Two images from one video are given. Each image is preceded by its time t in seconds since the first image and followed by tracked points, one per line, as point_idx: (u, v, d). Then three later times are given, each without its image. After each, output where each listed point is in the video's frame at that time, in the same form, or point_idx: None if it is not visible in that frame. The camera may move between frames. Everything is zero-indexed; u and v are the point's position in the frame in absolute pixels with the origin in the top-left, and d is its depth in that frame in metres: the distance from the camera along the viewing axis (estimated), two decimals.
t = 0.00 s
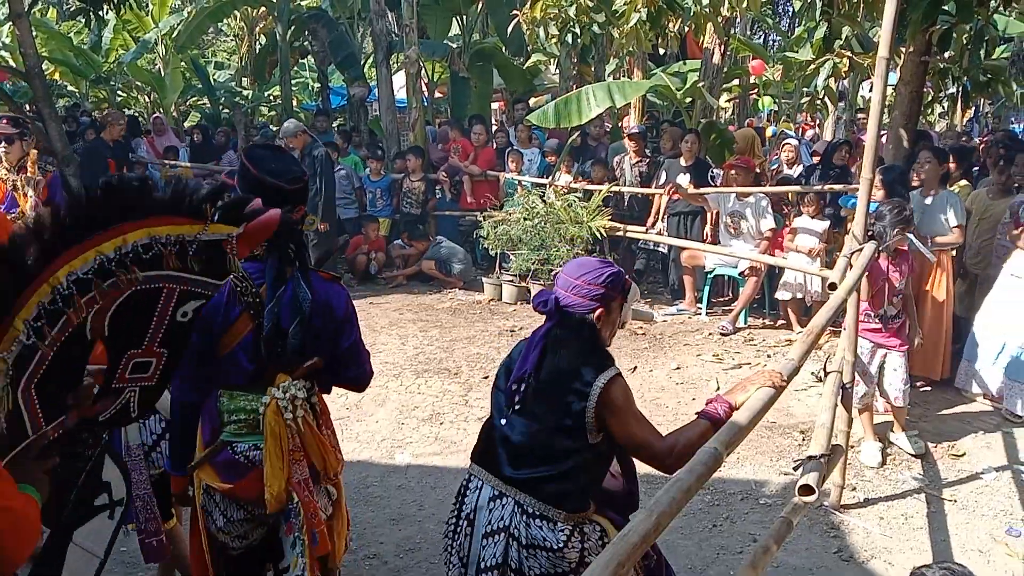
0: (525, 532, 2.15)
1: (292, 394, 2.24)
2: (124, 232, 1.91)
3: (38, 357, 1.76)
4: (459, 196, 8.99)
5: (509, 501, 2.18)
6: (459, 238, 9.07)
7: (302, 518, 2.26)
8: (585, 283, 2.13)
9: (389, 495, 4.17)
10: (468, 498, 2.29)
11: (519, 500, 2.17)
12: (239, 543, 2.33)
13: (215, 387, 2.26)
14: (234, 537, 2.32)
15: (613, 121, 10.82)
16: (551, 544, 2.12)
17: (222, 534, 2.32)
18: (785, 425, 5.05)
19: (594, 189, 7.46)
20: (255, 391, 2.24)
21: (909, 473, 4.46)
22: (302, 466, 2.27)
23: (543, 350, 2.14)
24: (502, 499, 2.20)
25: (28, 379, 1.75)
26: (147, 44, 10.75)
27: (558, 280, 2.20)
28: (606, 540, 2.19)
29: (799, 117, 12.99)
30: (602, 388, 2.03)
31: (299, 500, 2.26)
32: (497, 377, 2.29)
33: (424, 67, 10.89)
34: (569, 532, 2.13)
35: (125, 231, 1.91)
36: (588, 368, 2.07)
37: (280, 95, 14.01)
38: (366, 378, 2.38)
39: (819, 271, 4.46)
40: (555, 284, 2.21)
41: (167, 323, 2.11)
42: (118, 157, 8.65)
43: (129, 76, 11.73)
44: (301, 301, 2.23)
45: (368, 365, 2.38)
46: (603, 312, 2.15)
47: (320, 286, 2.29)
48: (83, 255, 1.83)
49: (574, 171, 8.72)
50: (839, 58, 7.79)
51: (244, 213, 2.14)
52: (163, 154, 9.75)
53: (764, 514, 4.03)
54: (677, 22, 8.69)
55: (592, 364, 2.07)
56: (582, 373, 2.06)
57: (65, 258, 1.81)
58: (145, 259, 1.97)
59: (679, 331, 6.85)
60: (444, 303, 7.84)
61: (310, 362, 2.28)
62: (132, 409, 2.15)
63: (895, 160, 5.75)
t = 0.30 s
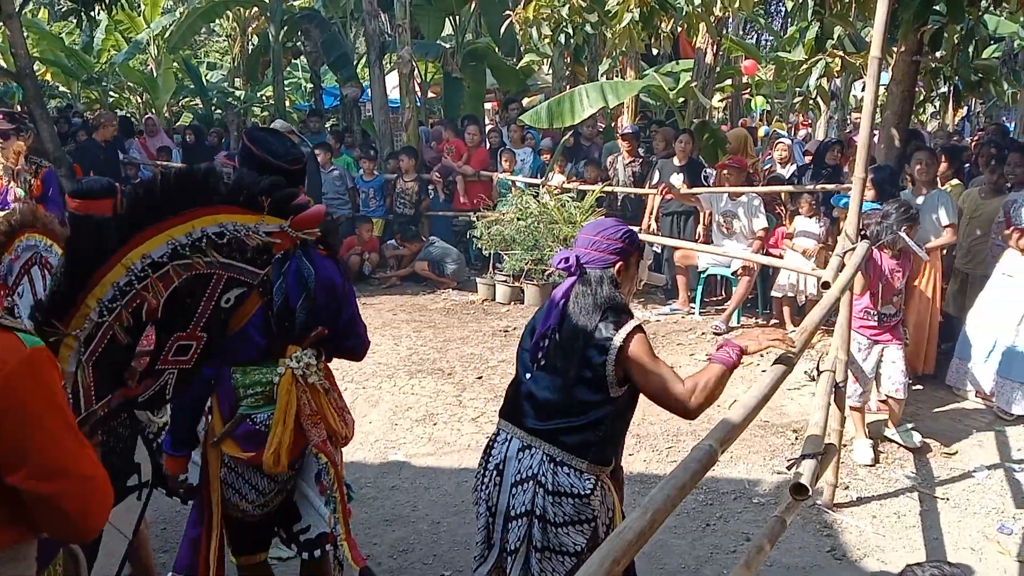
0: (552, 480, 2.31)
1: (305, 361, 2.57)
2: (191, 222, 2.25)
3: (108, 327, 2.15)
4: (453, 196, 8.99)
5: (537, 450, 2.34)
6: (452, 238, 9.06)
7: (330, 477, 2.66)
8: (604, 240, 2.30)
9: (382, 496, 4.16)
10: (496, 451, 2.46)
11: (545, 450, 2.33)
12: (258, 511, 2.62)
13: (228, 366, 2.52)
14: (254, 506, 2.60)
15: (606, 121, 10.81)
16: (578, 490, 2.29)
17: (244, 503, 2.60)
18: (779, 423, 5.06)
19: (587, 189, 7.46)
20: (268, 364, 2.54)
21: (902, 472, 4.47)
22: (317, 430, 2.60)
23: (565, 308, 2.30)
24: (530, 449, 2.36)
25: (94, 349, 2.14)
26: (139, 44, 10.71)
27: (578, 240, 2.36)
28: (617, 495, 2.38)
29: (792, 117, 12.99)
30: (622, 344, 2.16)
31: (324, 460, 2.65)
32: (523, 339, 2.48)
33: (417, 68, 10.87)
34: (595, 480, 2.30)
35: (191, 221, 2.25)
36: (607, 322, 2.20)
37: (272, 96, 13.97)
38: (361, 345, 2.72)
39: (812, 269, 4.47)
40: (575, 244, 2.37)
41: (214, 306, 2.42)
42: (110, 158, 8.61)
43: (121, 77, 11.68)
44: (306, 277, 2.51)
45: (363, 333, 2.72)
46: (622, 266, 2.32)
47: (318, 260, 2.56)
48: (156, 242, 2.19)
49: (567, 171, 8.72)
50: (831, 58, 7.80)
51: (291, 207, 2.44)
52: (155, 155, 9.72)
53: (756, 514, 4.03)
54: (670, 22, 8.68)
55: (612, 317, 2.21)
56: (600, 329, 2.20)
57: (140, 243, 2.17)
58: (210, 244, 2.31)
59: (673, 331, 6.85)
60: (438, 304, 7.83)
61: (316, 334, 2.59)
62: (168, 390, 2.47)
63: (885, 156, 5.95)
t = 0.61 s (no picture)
0: (549, 489, 2.29)
1: (298, 363, 2.62)
2: (193, 229, 2.41)
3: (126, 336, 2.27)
4: (446, 197, 8.98)
5: (535, 459, 2.33)
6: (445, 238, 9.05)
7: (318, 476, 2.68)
8: (610, 262, 2.27)
9: (374, 497, 4.15)
10: (496, 458, 2.44)
11: (541, 459, 2.32)
12: (246, 508, 2.62)
13: (226, 365, 2.58)
14: (243, 503, 2.61)
15: (599, 121, 10.83)
16: (573, 499, 2.27)
17: (231, 501, 2.60)
18: (771, 423, 5.07)
19: (581, 189, 7.46)
20: (262, 365, 2.57)
21: (894, 472, 4.48)
22: (308, 429, 2.64)
23: (570, 325, 2.27)
24: (528, 457, 2.34)
25: (116, 359, 2.25)
26: (131, 44, 10.67)
27: (586, 258, 2.32)
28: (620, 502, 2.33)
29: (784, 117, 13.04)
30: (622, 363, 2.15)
31: (314, 457, 2.68)
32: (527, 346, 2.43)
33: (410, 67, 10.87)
34: (589, 490, 2.26)
35: (191, 229, 2.41)
36: (611, 341, 2.18)
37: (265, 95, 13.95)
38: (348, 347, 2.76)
39: (805, 269, 4.46)
40: (583, 261, 2.33)
41: (234, 310, 2.55)
42: (101, 158, 8.58)
43: (113, 77, 11.65)
44: (300, 282, 2.60)
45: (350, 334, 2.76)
46: (628, 290, 2.30)
47: (309, 265, 2.65)
48: (162, 251, 2.35)
49: (560, 171, 8.73)
50: (823, 59, 7.83)
51: (286, 207, 2.60)
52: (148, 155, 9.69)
53: (750, 514, 4.03)
54: (663, 22, 8.70)
55: (615, 337, 2.19)
56: (604, 348, 2.18)
57: (148, 254, 2.32)
58: (211, 250, 2.47)
59: (666, 331, 6.86)
60: (431, 304, 7.82)
61: (308, 336, 2.66)
62: (191, 397, 2.60)
63: (876, 158, 6.01)
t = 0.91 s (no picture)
0: (571, 445, 2.45)
1: (292, 335, 2.66)
2: (238, 210, 2.42)
3: (168, 307, 2.33)
4: (437, 196, 8.97)
5: (556, 418, 2.48)
6: (437, 238, 9.04)
7: (323, 438, 2.73)
8: (622, 235, 2.41)
9: (366, 496, 4.15)
10: (515, 420, 2.58)
11: (561, 419, 2.47)
12: (250, 478, 2.62)
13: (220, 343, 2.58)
14: (248, 473, 2.60)
15: (590, 121, 10.81)
16: (593, 454, 2.44)
17: (237, 471, 2.59)
18: (762, 421, 5.09)
19: (572, 189, 7.46)
20: (259, 340, 2.60)
21: (885, 469, 4.50)
22: (307, 397, 2.70)
23: (582, 292, 2.44)
24: (548, 418, 2.49)
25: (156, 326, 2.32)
26: (120, 43, 10.62)
27: (597, 230, 2.48)
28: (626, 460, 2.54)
29: (774, 117, 13.05)
30: (635, 328, 2.32)
31: (315, 423, 2.72)
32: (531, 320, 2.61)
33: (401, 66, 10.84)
34: (608, 445, 2.46)
35: (236, 210, 2.41)
36: (624, 309, 2.36)
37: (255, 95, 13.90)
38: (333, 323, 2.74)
39: (795, 267, 4.47)
40: (594, 233, 2.49)
41: (252, 295, 2.51)
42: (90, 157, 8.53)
43: (102, 76, 11.58)
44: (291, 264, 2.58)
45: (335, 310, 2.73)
46: (635, 262, 2.45)
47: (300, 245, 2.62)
48: (210, 226, 2.35)
49: (552, 171, 8.73)
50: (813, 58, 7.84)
51: (313, 199, 2.63)
52: (137, 154, 9.64)
53: (741, 512, 4.04)
54: (653, 21, 8.69)
55: (627, 305, 2.36)
56: (617, 314, 2.35)
57: (194, 229, 2.34)
58: (253, 232, 2.47)
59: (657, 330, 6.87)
60: (423, 304, 7.82)
61: (299, 310, 2.65)
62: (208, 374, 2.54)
63: (866, 156, 6.04)
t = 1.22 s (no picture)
0: (548, 440, 2.45)
1: (273, 334, 2.69)
2: (241, 214, 2.39)
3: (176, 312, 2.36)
4: (429, 197, 8.96)
5: (532, 414, 2.49)
6: (429, 238, 9.03)
7: (303, 431, 2.74)
8: (588, 224, 2.44)
9: (359, 498, 4.14)
10: (495, 418, 2.60)
11: (537, 416, 2.48)
12: (233, 472, 2.65)
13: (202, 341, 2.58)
14: (230, 467, 2.63)
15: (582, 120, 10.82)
16: (570, 449, 2.44)
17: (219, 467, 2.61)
18: (754, 421, 5.10)
19: (564, 189, 7.46)
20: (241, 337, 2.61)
21: (877, 469, 4.51)
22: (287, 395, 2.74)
23: (552, 284, 2.47)
24: (526, 416, 2.51)
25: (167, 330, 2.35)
26: (110, 44, 10.57)
27: (565, 222, 2.51)
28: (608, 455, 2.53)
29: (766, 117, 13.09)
30: (603, 321, 2.31)
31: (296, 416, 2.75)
32: (506, 321, 2.63)
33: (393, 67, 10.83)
34: (586, 440, 2.45)
35: (237, 215, 2.38)
36: (591, 302, 2.35)
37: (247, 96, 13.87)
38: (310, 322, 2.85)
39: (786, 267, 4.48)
40: (563, 224, 2.51)
41: (247, 296, 2.53)
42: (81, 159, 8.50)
43: (92, 77, 11.53)
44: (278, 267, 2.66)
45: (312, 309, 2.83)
46: (604, 251, 2.47)
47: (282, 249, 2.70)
48: (218, 230, 2.34)
49: (544, 171, 8.74)
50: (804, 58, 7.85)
51: (304, 204, 2.57)
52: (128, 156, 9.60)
53: (733, 512, 4.04)
54: (645, 21, 8.70)
55: (595, 297, 2.36)
56: (583, 308, 2.35)
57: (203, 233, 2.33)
58: (250, 236, 2.43)
59: (650, 330, 6.88)
60: (415, 305, 7.81)
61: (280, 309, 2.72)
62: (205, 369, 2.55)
63: (857, 156, 6.06)
